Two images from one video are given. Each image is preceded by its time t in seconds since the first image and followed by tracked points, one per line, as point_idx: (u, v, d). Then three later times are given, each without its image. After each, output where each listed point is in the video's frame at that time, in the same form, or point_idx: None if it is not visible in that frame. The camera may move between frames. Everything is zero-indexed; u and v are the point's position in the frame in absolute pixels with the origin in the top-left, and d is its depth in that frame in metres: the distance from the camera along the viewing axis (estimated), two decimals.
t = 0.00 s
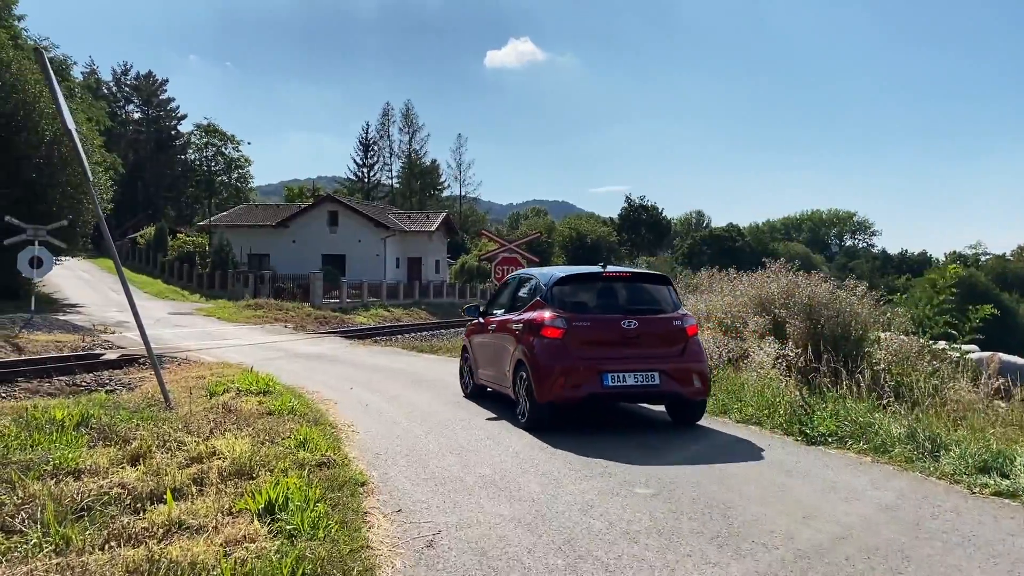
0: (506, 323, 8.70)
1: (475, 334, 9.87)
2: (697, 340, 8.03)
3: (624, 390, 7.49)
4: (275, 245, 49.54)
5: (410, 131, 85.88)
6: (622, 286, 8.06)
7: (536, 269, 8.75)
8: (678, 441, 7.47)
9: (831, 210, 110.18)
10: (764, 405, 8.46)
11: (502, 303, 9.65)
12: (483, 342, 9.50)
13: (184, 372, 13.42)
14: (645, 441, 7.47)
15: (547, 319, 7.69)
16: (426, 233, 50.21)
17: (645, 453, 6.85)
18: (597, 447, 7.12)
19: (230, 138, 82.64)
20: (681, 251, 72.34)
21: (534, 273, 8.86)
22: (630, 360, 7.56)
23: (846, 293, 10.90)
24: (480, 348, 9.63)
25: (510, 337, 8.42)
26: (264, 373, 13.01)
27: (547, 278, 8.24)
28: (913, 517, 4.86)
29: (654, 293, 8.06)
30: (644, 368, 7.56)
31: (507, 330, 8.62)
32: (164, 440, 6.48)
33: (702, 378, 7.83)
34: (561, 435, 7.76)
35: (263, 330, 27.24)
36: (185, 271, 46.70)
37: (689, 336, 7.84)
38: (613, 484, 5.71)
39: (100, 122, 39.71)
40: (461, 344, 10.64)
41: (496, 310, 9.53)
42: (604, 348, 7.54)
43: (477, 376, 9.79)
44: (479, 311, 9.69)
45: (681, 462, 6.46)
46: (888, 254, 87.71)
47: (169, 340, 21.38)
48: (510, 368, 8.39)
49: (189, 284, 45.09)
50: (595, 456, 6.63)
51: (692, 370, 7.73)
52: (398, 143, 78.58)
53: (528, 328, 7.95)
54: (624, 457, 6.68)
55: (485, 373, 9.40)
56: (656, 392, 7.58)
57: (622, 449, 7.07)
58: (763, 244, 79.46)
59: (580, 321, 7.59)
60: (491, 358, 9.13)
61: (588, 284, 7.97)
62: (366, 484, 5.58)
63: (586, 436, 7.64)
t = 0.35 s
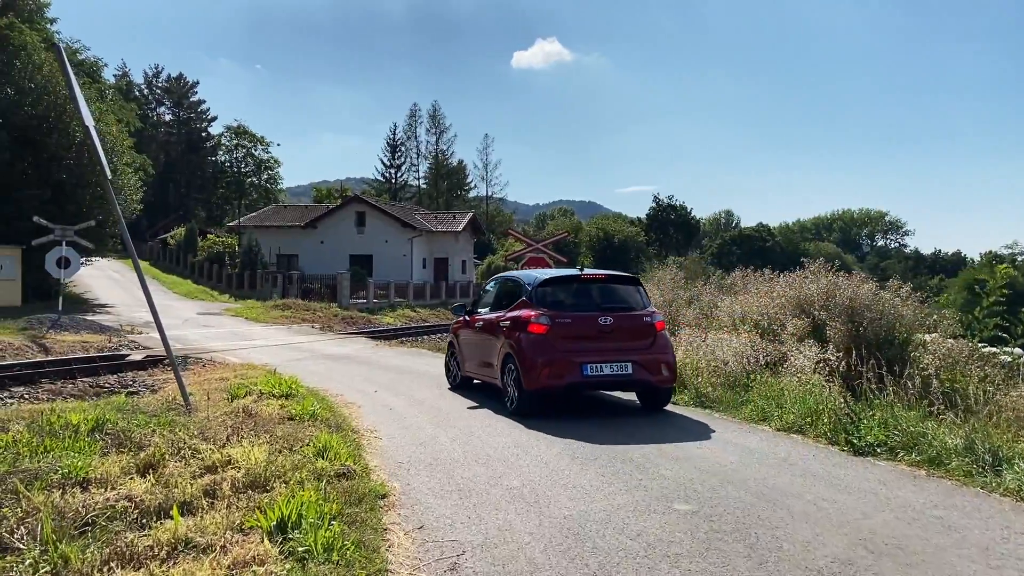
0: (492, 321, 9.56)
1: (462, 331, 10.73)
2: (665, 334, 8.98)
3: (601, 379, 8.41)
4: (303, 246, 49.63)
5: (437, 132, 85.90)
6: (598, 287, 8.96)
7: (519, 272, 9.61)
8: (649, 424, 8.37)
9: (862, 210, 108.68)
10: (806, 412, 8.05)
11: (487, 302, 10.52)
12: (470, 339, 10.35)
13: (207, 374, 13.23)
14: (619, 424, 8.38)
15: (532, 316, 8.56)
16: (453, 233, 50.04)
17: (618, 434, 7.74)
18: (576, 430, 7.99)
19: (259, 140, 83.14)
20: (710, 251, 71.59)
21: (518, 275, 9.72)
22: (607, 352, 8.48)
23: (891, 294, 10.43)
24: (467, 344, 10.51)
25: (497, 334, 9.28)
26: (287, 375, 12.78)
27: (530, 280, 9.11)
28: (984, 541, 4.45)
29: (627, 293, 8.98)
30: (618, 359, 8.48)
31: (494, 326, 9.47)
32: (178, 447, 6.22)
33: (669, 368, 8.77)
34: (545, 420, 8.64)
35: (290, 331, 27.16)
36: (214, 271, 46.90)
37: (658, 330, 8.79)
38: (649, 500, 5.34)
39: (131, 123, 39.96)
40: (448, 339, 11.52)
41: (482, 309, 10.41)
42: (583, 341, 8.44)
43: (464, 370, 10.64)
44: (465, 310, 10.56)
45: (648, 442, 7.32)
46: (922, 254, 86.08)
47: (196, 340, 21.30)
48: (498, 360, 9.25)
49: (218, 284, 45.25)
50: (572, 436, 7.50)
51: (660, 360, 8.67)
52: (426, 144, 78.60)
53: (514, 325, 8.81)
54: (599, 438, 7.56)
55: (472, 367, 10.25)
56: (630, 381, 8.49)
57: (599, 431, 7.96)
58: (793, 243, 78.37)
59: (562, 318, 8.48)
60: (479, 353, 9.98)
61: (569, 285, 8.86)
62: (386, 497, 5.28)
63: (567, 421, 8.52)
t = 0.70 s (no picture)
0: (484, 318, 10.43)
1: (451, 328, 11.55)
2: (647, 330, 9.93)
3: (589, 371, 9.32)
4: (328, 246, 49.59)
5: (462, 132, 85.78)
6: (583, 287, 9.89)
7: (509, 273, 10.50)
8: (633, 410, 9.28)
9: (892, 210, 107.15)
10: (849, 418, 7.58)
11: (476, 301, 11.37)
12: (460, 336, 11.21)
13: (227, 375, 12.97)
14: (606, 411, 9.29)
15: (525, 314, 9.44)
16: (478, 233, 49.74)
17: (605, 420, 8.61)
18: (566, 418, 8.85)
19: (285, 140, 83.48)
20: (737, 252, 70.71)
21: (508, 276, 10.59)
22: (595, 347, 9.39)
23: (937, 294, 9.91)
24: (457, 340, 11.33)
25: (490, 331, 10.16)
26: (308, 376, 12.49)
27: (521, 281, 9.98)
28: None
29: (610, 292, 9.91)
30: (605, 353, 9.40)
31: (487, 324, 10.31)
32: (187, 454, 5.90)
33: (649, 360, 9.72)
34: (537, 410, 9.50)
35: (313, 331, 26.95)
36: (239, 271, 46.97)
37: (640, 326, 9.73)
38: (686, 515, 4.94)
39: (157, 123, 40.12)
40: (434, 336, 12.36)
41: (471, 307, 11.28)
42: (573, 337, 9.34)
43: (453, 365, 11.50)
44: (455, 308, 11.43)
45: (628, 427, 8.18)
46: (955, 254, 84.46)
47: (219, 341, 21.11)
48: (491, 355, 10.09)
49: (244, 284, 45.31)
50: (560, 423, 8.33)
51: (641, 353, 9.60)
52: (450, 144, 78.50)
53: (507, 323, 9.68)
54: (587, 424, 8.39)
55: (462, 362, 11.13)
56: (616, 373, 9.41)
57: (587, 418, 8.84)
58: (822, 243, 77.20)
59: (553, 315, 9.36)
60: (470, 348, 10.84)
61: (559, 285, 9.75)
62: (404, 509, 4.94)
63: (557, 410, 9.41)
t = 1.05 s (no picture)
0: (478, 317, 11.08)
1: (442, 326, 12.15)
2: (634, 326, 10.73)
3: (583, 365, 10.06)
4: (349, 246, 49.51)
5: (483, 132, 85.54)
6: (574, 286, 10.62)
7: (500, 273, 11.14)
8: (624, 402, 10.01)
9: (919, 209, 105.47)
10: (891, 425, 7.13)
11: (467, 299, 11.97)
12: (451, 334, 11.84)
13: (242, 376, 12.70)
14: (599, 403, 10.04)
15: (522, 312, 10.13)
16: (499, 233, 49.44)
17: (597, 412, 9.31)
18: (562, 410, 9.56)
19: (307, 141, 83.60)
20: (761, 251, 69.80)
21: (499, 275, 11.23)
22: (588, 342, 10.15)
23: (980, 294, 9.43)
24: (448, 338, 11.93)
25: (484, 329, 10.83)
26: (324, 377, 12.22)
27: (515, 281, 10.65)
28: None
29: (599, 291, 10.68)
30: (597, 348, 10.16)
31: (481, 322, 10.97)
32: (189, 461, 5.60)
33: (637, 354, 10.52)
34: (533, 403, 10.20)
35: (332, 330, 26.76)
36: (261, 271, 46.97)
37: (629, 323, 10.52)
38: (722, 530, 4.56)
39: (178, 123, 40.16)
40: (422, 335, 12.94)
41: (462, 306, 11.89)
42: (567, 333, 10.08)
43: (444, 362, 12.12)
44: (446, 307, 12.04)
45: (614, 417, 8.86)
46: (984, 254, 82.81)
47: (238, 341, 20.91)
48: (486, 352, 10.77)
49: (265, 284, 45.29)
50: (558, 416, 8.99)
51: (629, 348, 10.40)
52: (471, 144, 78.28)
53: (504, 322, 10.35)
54: (580, 416, 9.07)
55: (454, 358, 11.77)
56: (608, 366, 10.18)
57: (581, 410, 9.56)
58: (848, 243, 76.08)
59: (549, 314, 10.09)
60: (463, 346, 11.47)
61: (553, 284, 10.48)
62: (415, 521, 4.62)
63: (552, 403, 10.14)
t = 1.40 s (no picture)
0: (477, 318, 10.75)
1: (441, 328, 11.79)
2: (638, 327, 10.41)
3: (585, 367, 9.76)
4: (364, 246, 49.33)
5: (499, 132, 85.24)
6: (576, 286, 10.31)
7: (500, 273, 10.80)
8: (628, 404, 9.71)
9: (940, 209, 104.20)
10: (933, 435, 6.69)
11: (466, 300, 11.64)
12: (449, 336, 11.51)
13: (252, 378, 12.41)
14: (602, 406, 9.74)
15: (523, 313, 9.81)
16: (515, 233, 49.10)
17: (600, 415, 9.02)
18: (565, 413, 9.24)
19: (324, 141, 83.64)
20: (780, 251, 69.05)
21: (498, 275, 10.91)
22: (589, 344, 9.83)
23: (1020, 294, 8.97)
24: (447, 340, 11.58)
25: (484, 330, 10.50)
26: (335, 380, 11.90)
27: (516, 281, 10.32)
28: None
29: (601, 291, 10.37)
30: (600, 349, 9.85)
31: (480, 324, 10.63)
32: (184, 473, 5.27)
33: (640, 355, 10.22)
34: (535, 406, 9.88)
35: (346, 331, 26.49)
36: (277, 271, 46.88)
37: (631, 323, 10.21)
38: (758, 555, 4.17)
39: (194, 123, 40.11)
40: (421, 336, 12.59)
41: (461, 307, 11.56)
42: (568, 334, 9.75)
43: (443, 365, 11.78)
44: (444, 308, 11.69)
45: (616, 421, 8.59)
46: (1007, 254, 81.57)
47: (252, 341, 20.68)
48: (487, 354, 10.41)
49: (281, 284, 45.20)
50: (561, 419, 8.67)
51: (632, 349, 10.10)
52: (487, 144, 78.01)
53: (504, 322, 10.02)
54: (583, 419, 8.79)
55: (452, 360, 11.43)
56: (610, 368, 9.88)
57: (584, 414, 9.25)
58: (868, 243, 75.15)
59: (550, 314, 9.77)
60: (462, 347, 11.14)
61: (554, 284, 10.15)
62: (422, 543, 4.27)
63: (553, 405, 9.83)
